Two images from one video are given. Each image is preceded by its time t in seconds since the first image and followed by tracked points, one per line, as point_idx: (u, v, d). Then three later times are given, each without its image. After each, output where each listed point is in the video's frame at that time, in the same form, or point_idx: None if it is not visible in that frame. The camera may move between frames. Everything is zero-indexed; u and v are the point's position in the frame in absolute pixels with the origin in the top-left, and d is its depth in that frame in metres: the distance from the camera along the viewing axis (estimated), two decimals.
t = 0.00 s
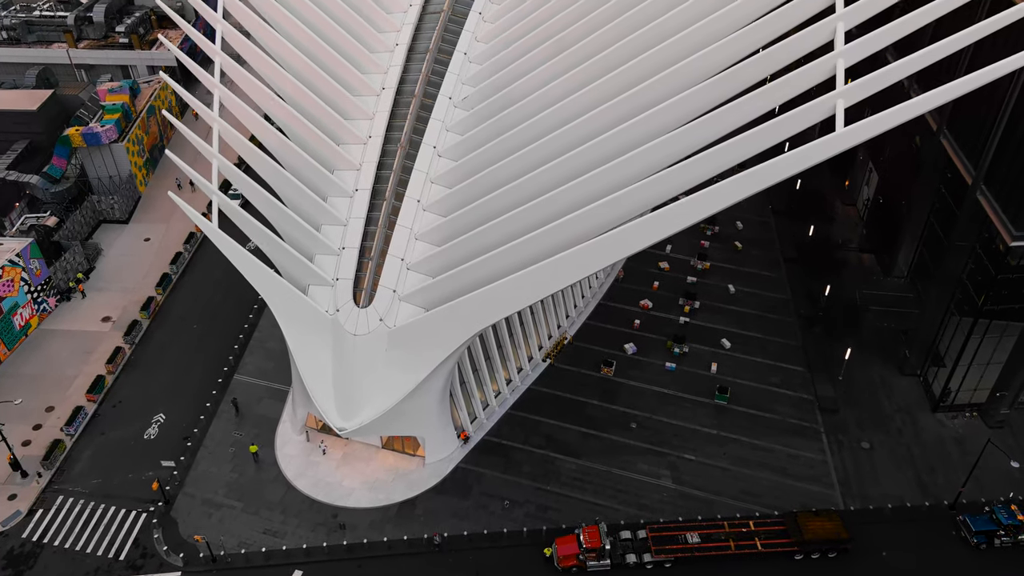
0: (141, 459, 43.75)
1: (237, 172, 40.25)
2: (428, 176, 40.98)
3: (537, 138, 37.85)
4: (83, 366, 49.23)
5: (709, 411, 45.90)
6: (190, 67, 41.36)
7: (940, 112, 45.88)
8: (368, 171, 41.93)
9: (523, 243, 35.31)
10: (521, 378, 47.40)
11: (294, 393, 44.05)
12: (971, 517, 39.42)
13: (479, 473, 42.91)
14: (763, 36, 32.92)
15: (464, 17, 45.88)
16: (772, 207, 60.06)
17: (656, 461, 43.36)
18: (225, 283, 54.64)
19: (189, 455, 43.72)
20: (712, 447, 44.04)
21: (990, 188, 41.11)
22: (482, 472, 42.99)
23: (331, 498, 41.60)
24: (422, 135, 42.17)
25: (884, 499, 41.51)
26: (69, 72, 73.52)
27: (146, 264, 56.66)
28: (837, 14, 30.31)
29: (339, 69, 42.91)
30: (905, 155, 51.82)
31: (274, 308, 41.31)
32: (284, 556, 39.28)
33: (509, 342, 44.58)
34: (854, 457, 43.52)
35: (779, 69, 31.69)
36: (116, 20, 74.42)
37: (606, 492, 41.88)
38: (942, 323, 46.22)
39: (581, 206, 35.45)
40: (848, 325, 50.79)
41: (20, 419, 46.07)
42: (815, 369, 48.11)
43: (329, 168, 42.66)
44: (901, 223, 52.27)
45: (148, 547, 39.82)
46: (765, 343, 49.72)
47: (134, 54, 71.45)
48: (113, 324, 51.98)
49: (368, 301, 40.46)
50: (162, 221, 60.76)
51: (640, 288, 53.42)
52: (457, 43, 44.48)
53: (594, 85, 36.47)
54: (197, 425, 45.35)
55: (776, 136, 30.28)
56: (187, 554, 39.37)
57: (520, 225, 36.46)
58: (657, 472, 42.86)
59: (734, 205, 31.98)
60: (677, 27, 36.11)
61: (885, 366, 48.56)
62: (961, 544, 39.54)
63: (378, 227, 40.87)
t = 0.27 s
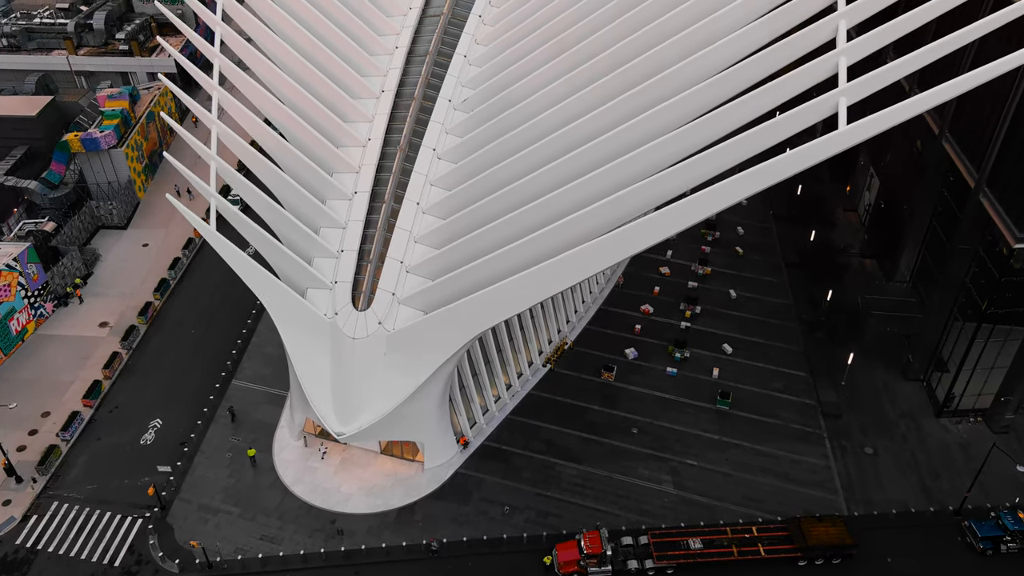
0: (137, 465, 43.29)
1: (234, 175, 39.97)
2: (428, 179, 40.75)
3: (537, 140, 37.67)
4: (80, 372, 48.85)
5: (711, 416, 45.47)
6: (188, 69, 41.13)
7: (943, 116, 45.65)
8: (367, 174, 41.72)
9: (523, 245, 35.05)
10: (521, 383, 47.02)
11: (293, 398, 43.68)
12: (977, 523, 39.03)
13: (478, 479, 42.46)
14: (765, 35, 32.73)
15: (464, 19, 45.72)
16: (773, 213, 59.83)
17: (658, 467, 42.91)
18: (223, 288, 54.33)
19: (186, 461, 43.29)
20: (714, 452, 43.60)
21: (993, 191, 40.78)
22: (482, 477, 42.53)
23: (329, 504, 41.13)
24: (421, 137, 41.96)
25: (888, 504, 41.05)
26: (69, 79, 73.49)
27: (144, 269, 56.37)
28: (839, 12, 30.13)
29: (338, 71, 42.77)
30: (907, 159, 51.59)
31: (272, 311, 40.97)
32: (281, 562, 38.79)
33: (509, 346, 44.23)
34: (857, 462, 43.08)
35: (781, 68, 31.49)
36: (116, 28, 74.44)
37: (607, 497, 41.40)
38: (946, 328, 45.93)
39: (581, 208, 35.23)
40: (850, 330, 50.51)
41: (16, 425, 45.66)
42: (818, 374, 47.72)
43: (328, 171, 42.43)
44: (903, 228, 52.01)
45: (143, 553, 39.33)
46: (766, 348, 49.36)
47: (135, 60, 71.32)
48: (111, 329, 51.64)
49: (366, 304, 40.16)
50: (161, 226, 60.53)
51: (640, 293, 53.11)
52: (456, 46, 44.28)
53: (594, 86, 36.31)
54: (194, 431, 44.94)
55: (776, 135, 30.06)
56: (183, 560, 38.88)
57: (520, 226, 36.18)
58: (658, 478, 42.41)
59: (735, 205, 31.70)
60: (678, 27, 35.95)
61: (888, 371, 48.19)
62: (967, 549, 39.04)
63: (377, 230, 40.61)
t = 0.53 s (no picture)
0: (133, 471, 42.82)
1: (233, 177, 39.65)
2: (427, 181, 40.53)
3: (537, 141, 37.48)
4: (77, 377, 48.47)
5: (713, 422, 45.05)
6: (186, 70, 40.93)
7: (945, 120, 45.51)
8: (366, 177, 41.47)
9: (523, 246, 34.76)
10: (522, 388, 46.62)
11: (290, 403, 43.27)
12: (983, 529, 38.50)
13: (478, 485, 41.99)
14: (766, 34, 32.54)
15: (464, 22, 45.59)
16: (774, 218, 59.57)
17: (659, 472, 42.45)
18: (222, 293, 54.02)
19: (182, 466, 42.84)
20: (716, 457, 43.16)
21: (995, 194, 40.56)
22: (481, 483, 42.07)
23: (327, 510, 40.65)
24: (421, 140, 41.77)
25: (893, 510, 40.58)
26: (69, 86, 73.48)
27: (142, 275, 56.09)
28: (842, 9, 29.95)
29: (337, 73, 42.62)
30: (908, 164, 51.38)
31: (270, 315, 40.61)
32: (278, 569, 38.29)
33: (508, 351, 43.83)
34: (861, 467, 42.64)
35: (783, 66, 31.28)
36: (116, 35, 74.53)
37: (609, 503, 40.93)
38: (949, 332, 45.37)
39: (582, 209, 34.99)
40: (852, 335, 50.19)
41: (11, 430, 45.24)
42: (820, 379, 47.32)
43: (327, 174, 42.19)
44: (905, 232, 51.72)
45: (138, 559, 38.83)
46: (768, 353, 48.99)
47: (135, 67, 71.33)
48: (108, 334, 51.29)
49: (365, 307, 39.84)
50: (159, 232, 60.28)
51: (641, 299, 52.80)
52: (456, 49, 44.15)
53: (595, 87, 36.15)
54: (191, 436, 44.51)
55: (778, 134, 29.79)
56: (179, 567, 38.38)
57: (521, 228, 35.90)
58: (660, 483, 41.94)
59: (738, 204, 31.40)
60: (679, 27, 35.81)
61: (891, 377, 47.78)
62: (973, 556, 38.54)
63: (376, 233, 40.33)
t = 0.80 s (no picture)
0: (129, 476, 42.37)
1: (231, 179, 39.38)
2: (426, 184, 40.35)
3: (537, 142, 37.31)
4: (73, 382, 48.09)
5: (714, 426, 44.66)
6: (185, 72, 40.66)
7: (946, 125, 45.45)
8: (365, 179, 41.25)
9: (523, 247, 34.48)
10: (522, 393, 46.26)
11: (288, 407, 42.88)
12: (989, 534, 38.30)
13: (477, 490, 41.55)
14: (767, 33, 32.41)
15: (463, 25, 45.51)
16: (775, 224, 59.34)
17: (661, 477, 42.02)
18: (220, 298, 53.74)
19: (178, 471, 42.42)
20: (718, 462, 42.73)
21: (999, 196, 40.41)
22: (481, 488, 41.63)
23: (325, 515, 40.19)
24: (420, 142, 41.60)
25: (897, 515, 40.13)
26: (69, 94, 73.19)
27: (139, 280, 55.79)
28: (843, 7, 29.82)
29: (336, 75, 42.43)
30: (909, 169, 51.21)
31: (268, 318, 40.26)
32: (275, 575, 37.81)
33: (508, 355, 43.49)
34: (864, 473, 42.21)
35: (784, 65, 31.10)
36: (115, 42, 74.53)
37: (610, 508, 40.49)
38: (952, 337, 45.14)
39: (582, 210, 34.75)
40: (854, 340, 49.85)
41: (6, 436, 44.82)
42: (822, 384, 46.95)
43: (326, 176, 41.98)
44: (907, 237, 51.47)
45: (133, 565, 38.35)
46: (770, 358, 48.63)
47: (134, 74, 71.26)
48: (105, 339, 50.96)
49: (364, 310, 39.55)
50: (158, 237, 60.05)
51: (642, 304, 52.51)
52: (456, 51, 44.06)
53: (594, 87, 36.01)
54: (188, 441, 44.09)
55: (779, 133, 29.57)
56: (174, 572, 37.90)
57: (521, 229, 35.66)
58: (661, 489, 41.50)
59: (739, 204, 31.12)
60: (678, 27, 35.70)
61: (894, 382, 47.39)
62: (979, 562, 38.09)
63: (375, 236, 40.10)
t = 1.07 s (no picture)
0: (125, 481, 41.95)
1: (230, 181, 39.19)
2: (426, 186, 40.16)
3: (537, 143, 37.10)
4: (70, 387, 47.75)
5: (716, 431, 44.27)
6: (183, 72, 40.35)
7: (948, 127, 45.30)
8: (364, 181, 41.07)
9: (523, 247, 34.19)
10: (521, 398, 45.92)
11: (286, 411, 42.52)
12: (995, 539, 37.74)
13: (477, 495, 41.12)
14: (768, 32, 32.28)
15: (463, 28, 45.42)
16: (776, 229, 59.16)
17: (662, 482, 41.58)
18: (219, 303, 53.49)
19: (175, 476, 42.00)
20: (720, 467, 42.31)
21: (1001, 199, 40.20)
22: (480, 493, 41.21)
23: (322, 520, 39.75)
24: (420, 144, 41.43)
25: (901, 520, 39.70)
26: (68, 99, 73.22)
27: (137, 285, 55.57)
28: (845, 4, 29.71)
29: (335, 78, 42.33)
30: (910, 173, 51.06)
31: (266, 321, 39.94)
32: None
33: (508, 359, 43.17)
34: (867, 477, 41.79)
35: (785, 64, 30.94)
36: (116, 49, 74.63)
37: (611, 513, 40.04)
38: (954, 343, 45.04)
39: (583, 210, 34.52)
40: (856, 344, 49.53)
41: (1, 440, 44.43)
42: (825, 388, 46.61)
43: (324, 178, 41.77)
44: (908, 241, 51.24)
45: (128, 571, 37.88)
46: (772, 363, 48.29)
47: (134, 80, 71.28)
48: (102, 344, 50.65)
49: (363, 312, 39.24)
50: (156, 243, 59.84)
51: (642, 309, 52.23)
52: (456, 54, 43.97)
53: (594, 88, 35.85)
54: (185, 446, 43.71)
55: (781, 131, 29.36)
56: None
57: (521, 229, 35.40)
58: (663, 494, 41.05)
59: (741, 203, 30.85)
60: (678, 27, 35.57)
61: (897, 386, 47.02)
62: (984, 568, 37.62)
63: (375, 238, 39.86)
